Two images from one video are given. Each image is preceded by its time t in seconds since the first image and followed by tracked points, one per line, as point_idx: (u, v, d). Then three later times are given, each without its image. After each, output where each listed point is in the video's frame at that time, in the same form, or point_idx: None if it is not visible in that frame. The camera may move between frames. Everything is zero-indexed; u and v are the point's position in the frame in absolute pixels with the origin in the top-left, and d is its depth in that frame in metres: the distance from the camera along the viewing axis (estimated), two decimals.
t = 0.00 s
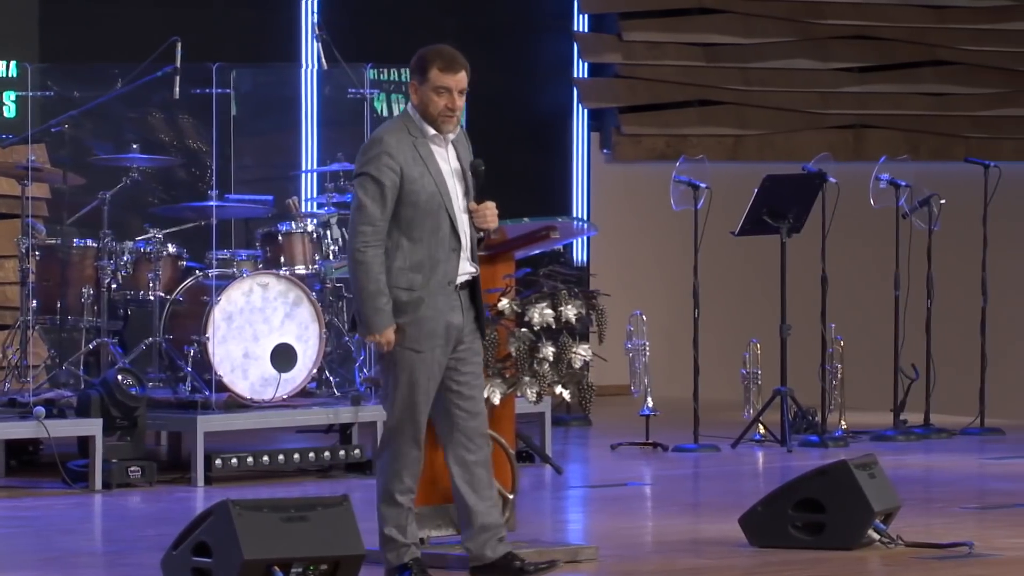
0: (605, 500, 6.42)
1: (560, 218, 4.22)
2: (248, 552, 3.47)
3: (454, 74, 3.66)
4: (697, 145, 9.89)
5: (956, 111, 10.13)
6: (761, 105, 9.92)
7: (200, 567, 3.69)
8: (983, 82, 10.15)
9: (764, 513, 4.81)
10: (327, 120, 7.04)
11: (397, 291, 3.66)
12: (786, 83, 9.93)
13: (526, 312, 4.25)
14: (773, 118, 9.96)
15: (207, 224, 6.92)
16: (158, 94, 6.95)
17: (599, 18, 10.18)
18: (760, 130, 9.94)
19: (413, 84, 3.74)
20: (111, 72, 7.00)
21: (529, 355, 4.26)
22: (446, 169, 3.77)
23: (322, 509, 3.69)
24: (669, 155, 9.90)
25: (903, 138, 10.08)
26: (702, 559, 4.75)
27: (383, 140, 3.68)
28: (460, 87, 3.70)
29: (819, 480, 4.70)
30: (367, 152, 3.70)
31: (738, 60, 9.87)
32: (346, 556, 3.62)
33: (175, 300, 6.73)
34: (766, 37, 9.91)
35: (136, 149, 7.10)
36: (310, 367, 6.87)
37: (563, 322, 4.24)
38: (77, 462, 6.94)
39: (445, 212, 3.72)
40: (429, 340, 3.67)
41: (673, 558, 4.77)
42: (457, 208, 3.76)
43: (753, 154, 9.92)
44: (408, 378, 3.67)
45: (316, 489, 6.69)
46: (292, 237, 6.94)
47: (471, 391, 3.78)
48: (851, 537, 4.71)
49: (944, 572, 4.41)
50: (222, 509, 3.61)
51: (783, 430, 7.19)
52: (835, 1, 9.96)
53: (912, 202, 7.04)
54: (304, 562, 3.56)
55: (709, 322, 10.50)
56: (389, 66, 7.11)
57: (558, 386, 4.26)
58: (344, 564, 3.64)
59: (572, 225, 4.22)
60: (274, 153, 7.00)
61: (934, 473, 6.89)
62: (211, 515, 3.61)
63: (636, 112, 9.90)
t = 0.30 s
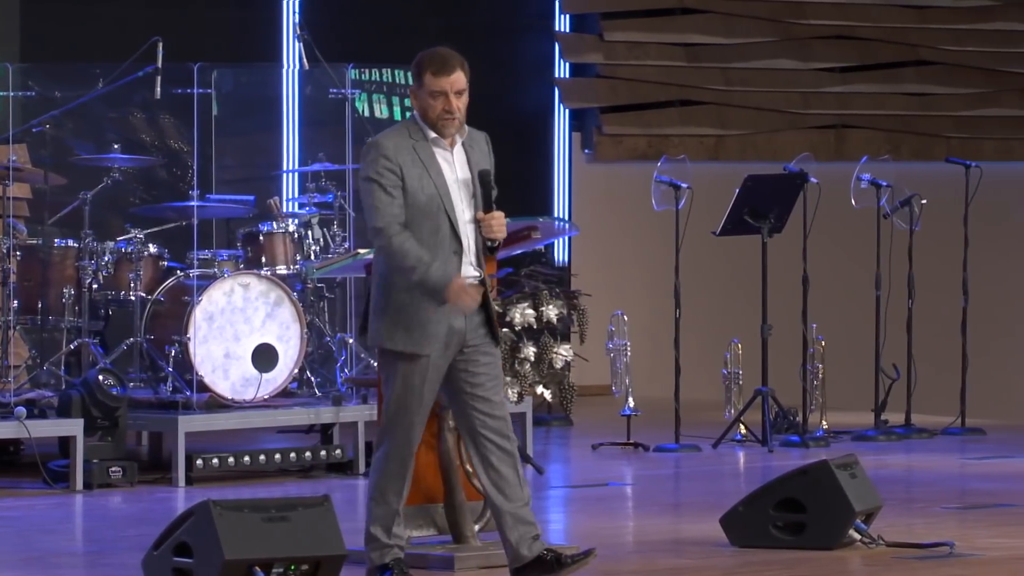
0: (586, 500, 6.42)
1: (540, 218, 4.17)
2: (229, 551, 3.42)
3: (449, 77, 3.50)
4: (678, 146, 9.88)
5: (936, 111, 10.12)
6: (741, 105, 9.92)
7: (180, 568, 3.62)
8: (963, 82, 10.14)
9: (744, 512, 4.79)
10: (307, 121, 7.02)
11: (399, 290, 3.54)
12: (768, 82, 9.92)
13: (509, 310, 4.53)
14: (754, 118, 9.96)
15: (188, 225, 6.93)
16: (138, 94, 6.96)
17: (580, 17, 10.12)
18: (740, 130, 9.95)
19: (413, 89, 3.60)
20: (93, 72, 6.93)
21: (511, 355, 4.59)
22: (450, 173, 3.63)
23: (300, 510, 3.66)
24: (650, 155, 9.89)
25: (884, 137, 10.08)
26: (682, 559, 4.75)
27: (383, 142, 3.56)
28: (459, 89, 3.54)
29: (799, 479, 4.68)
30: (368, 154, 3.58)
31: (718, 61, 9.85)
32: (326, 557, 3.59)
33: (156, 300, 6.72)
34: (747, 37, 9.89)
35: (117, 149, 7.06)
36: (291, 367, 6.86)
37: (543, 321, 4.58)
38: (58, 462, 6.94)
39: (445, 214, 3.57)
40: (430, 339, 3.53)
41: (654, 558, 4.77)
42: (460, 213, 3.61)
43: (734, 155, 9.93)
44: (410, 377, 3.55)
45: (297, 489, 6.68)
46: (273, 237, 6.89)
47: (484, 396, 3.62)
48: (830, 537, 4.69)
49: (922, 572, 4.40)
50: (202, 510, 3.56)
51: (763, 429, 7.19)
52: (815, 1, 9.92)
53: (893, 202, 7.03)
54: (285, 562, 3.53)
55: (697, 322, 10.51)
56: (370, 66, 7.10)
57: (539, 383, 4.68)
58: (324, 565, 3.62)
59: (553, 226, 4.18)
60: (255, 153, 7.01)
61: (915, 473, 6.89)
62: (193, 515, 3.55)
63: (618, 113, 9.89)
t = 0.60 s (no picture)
0: (566, 500, 6.41)
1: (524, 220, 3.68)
2: (208, 551, 3.34)
3: (485, 80, 3.40)
4: (658, 146, 9.84)
5: (914, 111, 10.03)
6: (721, 105, 9.89)
7: (161, 568, 3.55)
8: (944, 82, 10.08)
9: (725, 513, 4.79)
10: (287, 120, 7.02)
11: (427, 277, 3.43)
12: (748, 82, 9.90)
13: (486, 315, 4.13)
14: (734, 118, 9.92)
15: (168, 224, 6.96)
16: (118, 94, 6.90)
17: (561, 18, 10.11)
18: (720, 130, 9.89)
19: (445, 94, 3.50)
20: (73, 72, 6.85)
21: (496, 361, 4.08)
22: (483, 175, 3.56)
23: (282, 509, 3.58)
24: (630, 155, 9.82)
25: (865, 137, 10.02)
26: (662, 559, 4.74)
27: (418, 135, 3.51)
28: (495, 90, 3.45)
29: (778, 479, 4.66)
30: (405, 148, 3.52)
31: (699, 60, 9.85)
32: (307, 556, 3.51)
33: (136, 300, 6.70)
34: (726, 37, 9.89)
35: (97, 149, 7.04)
36: (271, 367, 6.86)
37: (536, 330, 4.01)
38: (38, 462, 6.93)
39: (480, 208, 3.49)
40: (451, 332, 3.42)
41: (634, 558, 4.77)
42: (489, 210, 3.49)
43: (714, 155, 9.87)
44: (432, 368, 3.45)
45: (277, 489, 6.67)
46: (252, 237, 6.89)
47: (508, 402, 3.49)
48: (812, 536, 4.68)
49: (900, 572, 4.39)
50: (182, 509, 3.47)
51: (742, 429, 7.19)
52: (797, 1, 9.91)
53: (873, 202, 7.04)
54: (265, 562, 3.45)
55: (683, 321, 10.52)
56: (349, 65, 7.10)
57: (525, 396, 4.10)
58: (305, 564, 3.54)
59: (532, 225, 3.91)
60: (234, 154, 7.01)
61: (895, 472, 6.89)
62: (172, 514, 3.47)
63: (597, 112, 9.83)
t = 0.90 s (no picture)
0: (543, 501, 6.41)
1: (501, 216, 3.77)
2: (186, 551, 3.30)
3: (531, 81, 3.38)
4: (637, 146, 9.86)
5: (892, 111, 10.06)
6: (699, 105, 9.89)
7: (137, 568, 3.50)
8: (921, 82, 10.08)
9: (702, 513, 4.76)
10: (265, 120, 7.02)
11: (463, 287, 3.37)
12: (726, 82, 9.89)
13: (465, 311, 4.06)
14: (712, 118, 9.92)
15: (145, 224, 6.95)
16: (95, 94, 6.84)
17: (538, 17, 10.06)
18: (698, 130, 9.90)
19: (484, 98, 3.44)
20: (50, 71, 6.84)
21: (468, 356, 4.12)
22: (515, 175, 3.48)
23: (258, 509, 3.55)
24: (609, 155, 9.84)
25: (843, 137, 10.04)
26: (640, 559, 4.73)
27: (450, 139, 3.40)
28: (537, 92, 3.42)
29: (756, 479, 4.64)
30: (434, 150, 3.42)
31: (677, 61, 9.84)
32: (284, 556, 3.48)
33: (113, 300, 6.68)
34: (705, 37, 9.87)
35: (75, 149, 6.94)
36: (248, 367, 6.84)
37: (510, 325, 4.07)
38: (15, 462, 6.91)
39: (513, 215, 3.43)
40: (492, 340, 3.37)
41: (611, 558, 4.76)
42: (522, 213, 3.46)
43: (692, 155, 9.91)
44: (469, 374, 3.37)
45: (254, 489, 6.67)
46: (230, 237, 6.82)
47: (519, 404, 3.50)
48: (789, 535, 4.66)
49: (874, 571, 4.39)
50: (159, 510, 3.44)
51: (719, 429, 7.19)
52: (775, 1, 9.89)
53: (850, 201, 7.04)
54: (242, 561, 3.41)
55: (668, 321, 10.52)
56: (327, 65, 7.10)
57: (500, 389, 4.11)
58: (282, 564, 3.50)
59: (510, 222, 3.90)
60: (211, 154, 7.02)
61: (873, 472, 6.89)
62: (149, 515, 3.44)
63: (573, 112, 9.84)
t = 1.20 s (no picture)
0: (521, 502, 6.39)
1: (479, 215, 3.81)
2: (164, 551, 3.30)
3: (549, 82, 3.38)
4: (614, 146, 9.79)
5: (869, 111, 9.87)
6: (676, 105, 9.79)
7: (115, 568, 3.49)
8: (899, 82, 9.87)
9: (681, 513, 4.74)
10: (242, 120, 7.04)
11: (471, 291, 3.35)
12: (703, 82, 9.76)
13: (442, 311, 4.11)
14: (689, 118, 9.82)
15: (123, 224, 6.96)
16: (72, 94, 6.83)
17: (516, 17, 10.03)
18: (675, 130, 9.81)
19: (497, 100, 3.41)
20: (27, 72, 6.85)
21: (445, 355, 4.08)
22: (528, 177, 3.45)
23: (238, 510, 3.54)
24: (586, 154, 9.78)
25: (821, 137, 9.86)
26: (618, 559, 4.71)
27: (467, 141, 3.36)
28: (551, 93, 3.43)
29: (734, 479, 4.63)
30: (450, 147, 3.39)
31: (655, 61, 9.71)
32: (261, 556, 3.47)
33: (90, 300, 6.67)
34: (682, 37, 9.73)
35: (52, 148, 6.95)
36: (226, 367, 6.85)
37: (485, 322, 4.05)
38: None
39: (527, 220, 3.40)
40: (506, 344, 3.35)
41: (589, 558, 4.74)
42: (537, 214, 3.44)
43: (669, 155, 9.82)
44: (485, 378, 3.32)
45: (231, 489, 6.66)
46: (208, 237, 6.82)
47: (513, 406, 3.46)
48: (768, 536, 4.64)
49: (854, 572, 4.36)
50: (137, 510, 3.43)
51: (697, 429, 7.18)
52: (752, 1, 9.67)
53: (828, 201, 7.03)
54: (220, 562, 3.41)
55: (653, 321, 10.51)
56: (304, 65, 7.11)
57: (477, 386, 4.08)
58: (260, 564, 3.49)
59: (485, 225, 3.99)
60: (189, 154, 7.02)
61: (851, 472, 6.89)
62: (126, 516, 3.43)
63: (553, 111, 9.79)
